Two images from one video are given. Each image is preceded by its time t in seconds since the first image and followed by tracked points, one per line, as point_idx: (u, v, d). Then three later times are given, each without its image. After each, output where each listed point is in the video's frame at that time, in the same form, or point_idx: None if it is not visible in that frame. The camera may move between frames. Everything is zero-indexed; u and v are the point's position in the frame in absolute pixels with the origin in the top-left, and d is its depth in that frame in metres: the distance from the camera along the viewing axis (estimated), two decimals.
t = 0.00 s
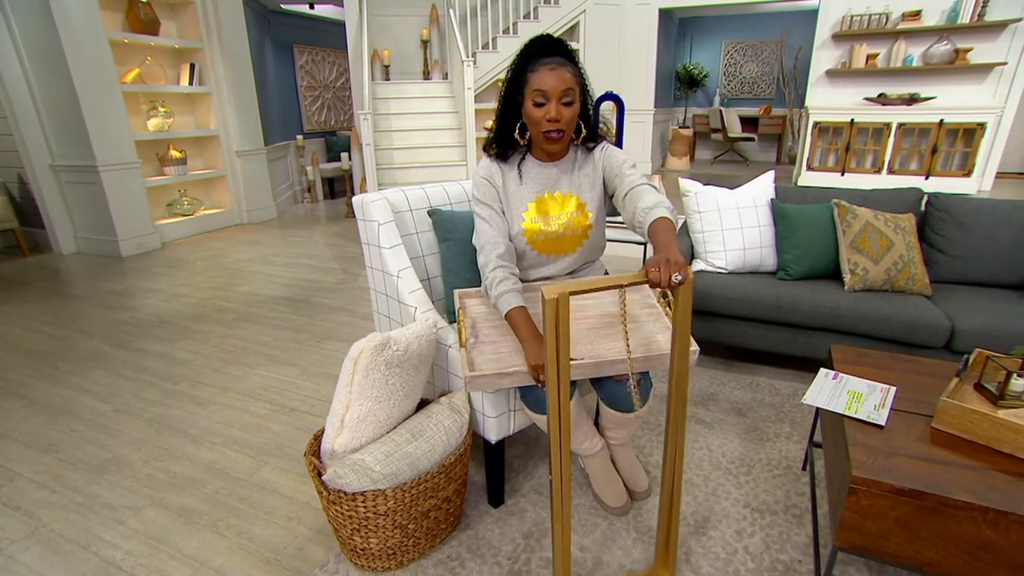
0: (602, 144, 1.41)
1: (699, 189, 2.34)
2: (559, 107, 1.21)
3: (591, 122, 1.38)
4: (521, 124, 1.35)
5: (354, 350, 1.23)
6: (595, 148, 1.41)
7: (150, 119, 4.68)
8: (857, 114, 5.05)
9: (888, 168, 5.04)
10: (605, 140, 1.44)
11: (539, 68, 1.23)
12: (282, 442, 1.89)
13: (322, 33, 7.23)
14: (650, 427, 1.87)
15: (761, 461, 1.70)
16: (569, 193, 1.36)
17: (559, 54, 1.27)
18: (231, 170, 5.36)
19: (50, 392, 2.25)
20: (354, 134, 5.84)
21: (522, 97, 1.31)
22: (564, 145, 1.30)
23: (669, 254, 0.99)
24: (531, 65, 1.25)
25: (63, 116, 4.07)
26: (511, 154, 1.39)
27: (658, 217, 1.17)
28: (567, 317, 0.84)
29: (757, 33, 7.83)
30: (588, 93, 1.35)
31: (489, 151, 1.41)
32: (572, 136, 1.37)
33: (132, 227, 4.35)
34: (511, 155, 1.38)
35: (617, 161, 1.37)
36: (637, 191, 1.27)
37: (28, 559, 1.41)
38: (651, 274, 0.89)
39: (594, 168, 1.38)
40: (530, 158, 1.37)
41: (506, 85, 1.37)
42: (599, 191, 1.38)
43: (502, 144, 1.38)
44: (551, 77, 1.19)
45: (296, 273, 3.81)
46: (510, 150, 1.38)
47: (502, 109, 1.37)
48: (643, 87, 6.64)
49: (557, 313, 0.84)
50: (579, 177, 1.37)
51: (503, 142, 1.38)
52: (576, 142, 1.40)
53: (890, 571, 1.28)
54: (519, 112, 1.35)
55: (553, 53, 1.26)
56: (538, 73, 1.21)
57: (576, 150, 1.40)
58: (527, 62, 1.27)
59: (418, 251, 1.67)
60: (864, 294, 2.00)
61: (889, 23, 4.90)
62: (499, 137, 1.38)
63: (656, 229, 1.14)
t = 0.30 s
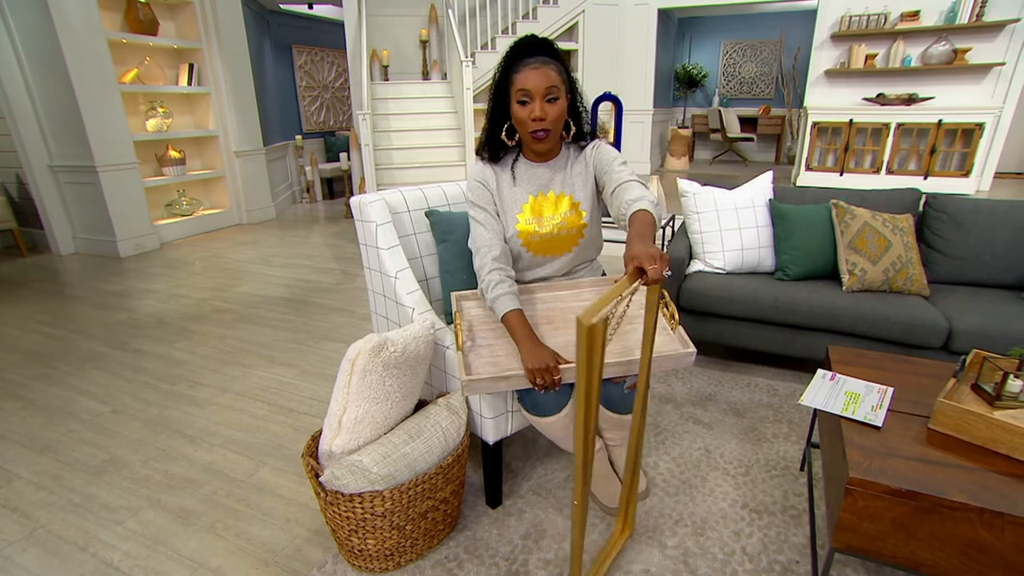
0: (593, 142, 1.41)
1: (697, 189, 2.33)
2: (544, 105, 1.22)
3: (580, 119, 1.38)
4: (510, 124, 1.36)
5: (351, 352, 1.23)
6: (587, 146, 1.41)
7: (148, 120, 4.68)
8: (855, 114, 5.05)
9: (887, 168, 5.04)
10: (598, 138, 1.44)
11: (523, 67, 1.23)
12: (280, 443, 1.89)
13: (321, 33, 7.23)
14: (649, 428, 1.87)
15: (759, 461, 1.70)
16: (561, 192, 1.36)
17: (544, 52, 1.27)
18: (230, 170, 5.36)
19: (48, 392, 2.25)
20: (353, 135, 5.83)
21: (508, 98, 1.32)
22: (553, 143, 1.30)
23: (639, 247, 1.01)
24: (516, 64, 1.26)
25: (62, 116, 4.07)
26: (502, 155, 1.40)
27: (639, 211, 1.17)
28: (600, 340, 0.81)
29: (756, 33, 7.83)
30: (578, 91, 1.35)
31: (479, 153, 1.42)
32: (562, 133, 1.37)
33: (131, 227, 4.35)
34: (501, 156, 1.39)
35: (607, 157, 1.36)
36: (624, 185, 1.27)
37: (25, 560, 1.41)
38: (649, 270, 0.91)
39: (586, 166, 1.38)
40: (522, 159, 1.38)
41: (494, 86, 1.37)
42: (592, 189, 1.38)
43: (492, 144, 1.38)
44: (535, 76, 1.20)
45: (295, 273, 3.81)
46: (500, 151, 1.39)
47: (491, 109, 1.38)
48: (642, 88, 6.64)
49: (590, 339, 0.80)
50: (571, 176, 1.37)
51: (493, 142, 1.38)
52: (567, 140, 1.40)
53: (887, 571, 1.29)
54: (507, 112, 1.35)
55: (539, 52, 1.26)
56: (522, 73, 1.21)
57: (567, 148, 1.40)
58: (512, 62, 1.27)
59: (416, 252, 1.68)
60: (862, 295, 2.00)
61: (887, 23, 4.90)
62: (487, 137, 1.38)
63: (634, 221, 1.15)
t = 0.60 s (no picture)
0: (590, 145, 1.41)
1: (695, 190, 2.34)
2: (541, 111, 1.22)
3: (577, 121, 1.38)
4: (507, 127, 1.36)
5: (347, 353, 1.23)
6: (584, 148, 1.41)
7: (146, 120, 4.67)
8: (853, 114, 5.06)
9: (885, 169, 5.04)
10: (596, 141, 1.44)
11: (521, 71, 1.23)
12: (277, 444, 1.88)
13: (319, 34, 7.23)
14: (646, 429, 1.87)
15: (756, 462, 1.70)
16: (557, 194, 1.36)
17: (540, 55, 1.27)
18: (228, 171, 5.36)
19: (45, 394, 2.25)
20: (351, 135, 5.83)
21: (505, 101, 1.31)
22: (550, 147, 1.31)
23: (638, 253, 0.98)
24: (513, 68, 1.26)
25: (60, 117, 4.07)
26: (499, 157, 1.39)
27: (638, 216, 1.17)
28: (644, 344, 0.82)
29: (754, 33, 7.83)
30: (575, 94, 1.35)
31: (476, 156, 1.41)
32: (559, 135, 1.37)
33: (129, 228, 4.35)
34: (498, 158, 1.39)
35: (605, 160, 1.36)
36: (623, 191, 1.27)
37: (21, 563, 1.40)
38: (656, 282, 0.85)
39: (583, 169, 1.38)
40: (519, 161, 1.38)
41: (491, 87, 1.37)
42: (589, 191, 1.38)
43: (489, 146, 1.38)
44: (533, 81, 1.20)
45: (294, 274, 3.80)
46: (497, 154, 1.39)
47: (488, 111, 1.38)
48: (640, 88, 6.63)
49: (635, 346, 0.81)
50: (569, 178, 1.37)
51: (490, 146, 1.38)
52: (564, 143, 1.40)
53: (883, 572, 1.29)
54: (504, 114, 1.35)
55: (536, 56, 1.26)
56: (519, 78, 1.21)
57: (564, 150, 1.40)
58: (508, 65, 1.27)
59: (413, 253, 1.67)
60: (859, 295, 2.00)
61: (885, 24, 4.90)
62: (485, 141, 1.38)
63: (632, 224, 1.15)
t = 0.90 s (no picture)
0: (589, 148, 1.43)
1: (690, 190, 2.34)
2: (560, 123, 1.22)
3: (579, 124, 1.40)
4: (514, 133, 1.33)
5: (342, 354, 1.22)
6: (583, 151, 1.42)
7: (140, 120, 4.65)
8: (847, 115, 5.08)
9: (878, 169, 5.06)
10: (593, 143, 1.45)
11: (537, 82, 1.21)
12: (271, 446, 1.88)
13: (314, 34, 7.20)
14: (641, 429, 1.88)
15: (750, 462, 1.70)
16: (556, 193, 1.36)
17: (549, 64, 1.26)
18: (222, 171, 5.34)
19: (37, 396, 2.23)
20: (346, 136, 5.82)
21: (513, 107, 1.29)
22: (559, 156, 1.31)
23: (641, 257, 1.01)
24: (526, 76, 1.23)
25: (52, 118, 4.04)
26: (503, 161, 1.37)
27: (641, 220, 1.19)
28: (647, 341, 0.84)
29: (749, 34, 7.86)
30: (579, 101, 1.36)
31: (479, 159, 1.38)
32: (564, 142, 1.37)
33: (123, 229, 4.33)
34: (503, 162, 1.37)
35: (604, 164, 1.38)
36: (624, 194, 1.29)
37: (12, 567, 1.39)
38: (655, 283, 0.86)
39: (582, 170, 1.39)
40: (520, 163, 1.37)
41: (491, 91, 1.34)
42: (588, 193, 1.39)
43: (494, 153, 1.36)
44: (552, 94, 1.19)
45: (288, 275, 3.79)
46: (502, 158, 1.37)
47: (490, 116, 1.35)
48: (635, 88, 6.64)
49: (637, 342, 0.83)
50: (567, 179, 1.38)
51: (495, 151, 1.36)
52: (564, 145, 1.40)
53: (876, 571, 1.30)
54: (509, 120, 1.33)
55: (547, 64, 1.25)
56: (538, 90, 1.19)
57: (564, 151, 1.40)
58: (520, 73, 1.24)
59: (407, 254, 1.67)
60: (852, 295, 2.01)
61: (878, 24, 4.92)
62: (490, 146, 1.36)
63: (635, 230, 1.17)
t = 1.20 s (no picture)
0: (583, 148, 1.43)
1: (682, 190, 2.35)
2: (564, 130, 1.23)
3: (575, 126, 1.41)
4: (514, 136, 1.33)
5: (333, 356, 1.22)
6: (577, 151, 1.43)
7: (130, 121, 4.61)
8: (838, 115, 5.11)
9: (869, 169, 5.10)
10: (587, 143, 1.45)
11: (540, 88, 1.21)
12: (264, 448, 1.87)
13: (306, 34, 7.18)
14: (634, 428, 1.88)
15: (743, 461, 1.71)
16: (550, 193, 1.36)
17: (548, 68, 1.26)
18: (214, 172, 5.30)
19: (26, 400, 2.21)
20: (339, 136, 5.79)
21: (514, 111, 1.28)
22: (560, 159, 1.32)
23: (636, 257, 1.03)
24: (528, 82, 1.22)
25: (41, 119, 4.00)
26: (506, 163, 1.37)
27: (641, 216, 1.20)
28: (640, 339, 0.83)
29: (741, 34, 7.90)
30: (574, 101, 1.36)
31: (478, 162, 1.36)
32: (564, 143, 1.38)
33: (113, 230, 4.29)
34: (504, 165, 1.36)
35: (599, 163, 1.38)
36: (623, 191, 1.30)
37: None
38: (648, 283, 0.86)
39: (577, 171, 1.39)
40: (520, 165, 1.37)
41: (489, 96, 1.31)
42: (583, 192, 1.39)
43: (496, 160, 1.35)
44: (557, 101, 1.20)
45: (281, 276, 3.77)
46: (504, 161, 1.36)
47: (488, 122, 1.32)
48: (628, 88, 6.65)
49: (630, 341, 0.82)
50: (562, 179, 1.38)
51: (496, 155, 1.35)
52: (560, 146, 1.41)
53: (867, 569, 1.30)
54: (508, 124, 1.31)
55: (547, 69, 1.25)
56: (542, 97, 1.20)
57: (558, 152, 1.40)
58: (522, 78, 1.23)
59: (399, 255, 1.67)
60: (843, 295, 2.02)
61: (868, 26, 4.96)
62: (490, 150, 1.35)
63: (635, 226, 1.18)
